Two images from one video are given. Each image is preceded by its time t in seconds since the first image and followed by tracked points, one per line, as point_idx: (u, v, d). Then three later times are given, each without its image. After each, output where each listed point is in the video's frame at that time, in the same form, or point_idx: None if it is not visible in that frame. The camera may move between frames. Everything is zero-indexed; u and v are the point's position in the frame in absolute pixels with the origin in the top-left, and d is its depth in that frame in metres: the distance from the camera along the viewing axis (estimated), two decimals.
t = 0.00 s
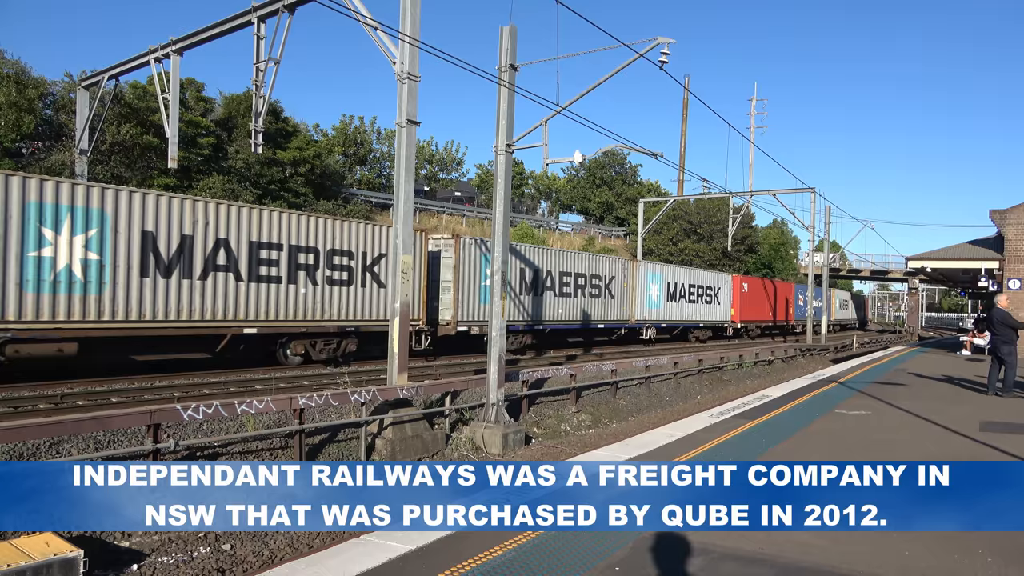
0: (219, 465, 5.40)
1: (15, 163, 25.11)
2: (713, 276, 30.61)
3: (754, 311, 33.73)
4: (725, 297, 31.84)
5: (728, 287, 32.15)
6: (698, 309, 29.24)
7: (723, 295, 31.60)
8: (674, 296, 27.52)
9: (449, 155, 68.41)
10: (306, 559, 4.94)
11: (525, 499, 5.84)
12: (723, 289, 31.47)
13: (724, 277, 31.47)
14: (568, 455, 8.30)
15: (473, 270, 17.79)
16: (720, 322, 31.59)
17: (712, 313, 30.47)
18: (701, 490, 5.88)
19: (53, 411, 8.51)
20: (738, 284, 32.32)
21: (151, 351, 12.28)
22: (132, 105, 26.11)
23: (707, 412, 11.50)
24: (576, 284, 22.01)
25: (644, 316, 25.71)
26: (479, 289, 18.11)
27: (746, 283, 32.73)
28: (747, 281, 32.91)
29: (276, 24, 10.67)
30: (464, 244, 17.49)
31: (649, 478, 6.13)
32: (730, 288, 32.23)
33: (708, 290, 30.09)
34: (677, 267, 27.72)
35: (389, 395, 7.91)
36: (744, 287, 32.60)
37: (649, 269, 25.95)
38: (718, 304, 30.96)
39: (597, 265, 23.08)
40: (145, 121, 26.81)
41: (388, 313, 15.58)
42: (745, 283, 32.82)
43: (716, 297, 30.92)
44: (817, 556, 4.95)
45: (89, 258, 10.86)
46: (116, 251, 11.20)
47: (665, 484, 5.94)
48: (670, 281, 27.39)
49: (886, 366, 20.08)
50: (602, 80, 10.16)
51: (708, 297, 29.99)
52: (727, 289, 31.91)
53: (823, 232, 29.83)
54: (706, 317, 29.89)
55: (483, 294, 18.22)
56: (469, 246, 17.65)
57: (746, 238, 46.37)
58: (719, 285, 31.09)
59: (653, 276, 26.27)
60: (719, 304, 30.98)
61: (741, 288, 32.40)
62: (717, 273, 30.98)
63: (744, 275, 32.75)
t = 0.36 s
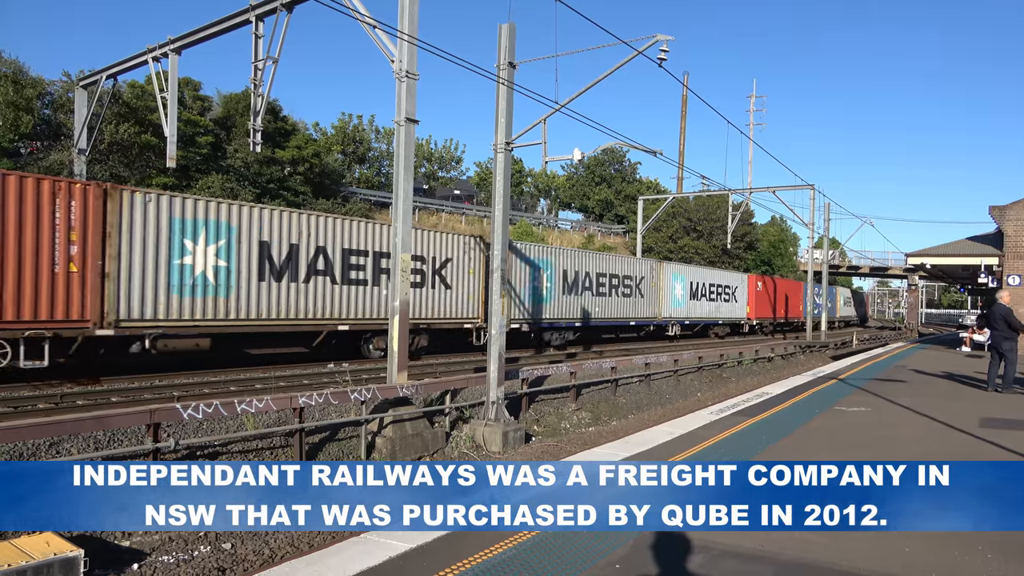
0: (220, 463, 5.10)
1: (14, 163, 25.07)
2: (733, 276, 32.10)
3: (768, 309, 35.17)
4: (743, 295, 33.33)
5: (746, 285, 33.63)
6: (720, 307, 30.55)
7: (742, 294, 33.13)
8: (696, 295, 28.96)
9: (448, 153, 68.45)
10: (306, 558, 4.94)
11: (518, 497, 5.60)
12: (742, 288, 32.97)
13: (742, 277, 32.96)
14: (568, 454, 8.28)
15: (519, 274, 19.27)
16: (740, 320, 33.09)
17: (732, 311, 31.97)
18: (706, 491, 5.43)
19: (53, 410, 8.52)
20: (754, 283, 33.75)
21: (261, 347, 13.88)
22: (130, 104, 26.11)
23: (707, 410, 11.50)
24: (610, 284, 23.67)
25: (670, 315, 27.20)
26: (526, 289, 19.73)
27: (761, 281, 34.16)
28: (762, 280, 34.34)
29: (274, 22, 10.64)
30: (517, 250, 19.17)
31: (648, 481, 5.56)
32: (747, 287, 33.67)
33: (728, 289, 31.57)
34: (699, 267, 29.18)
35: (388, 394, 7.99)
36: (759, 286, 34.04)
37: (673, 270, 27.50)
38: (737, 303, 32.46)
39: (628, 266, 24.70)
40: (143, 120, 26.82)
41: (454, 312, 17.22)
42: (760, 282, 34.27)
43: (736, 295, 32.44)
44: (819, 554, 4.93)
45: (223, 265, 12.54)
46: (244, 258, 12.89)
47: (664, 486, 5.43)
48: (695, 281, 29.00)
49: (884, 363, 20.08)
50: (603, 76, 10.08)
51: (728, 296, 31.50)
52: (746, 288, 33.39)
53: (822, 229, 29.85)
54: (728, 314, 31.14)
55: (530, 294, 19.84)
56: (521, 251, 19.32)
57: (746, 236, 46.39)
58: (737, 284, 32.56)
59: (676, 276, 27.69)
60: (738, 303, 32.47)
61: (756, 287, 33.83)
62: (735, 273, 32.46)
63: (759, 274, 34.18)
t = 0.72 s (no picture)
0: (220, 463, 5.10)
1: (11, 162, 25.02)
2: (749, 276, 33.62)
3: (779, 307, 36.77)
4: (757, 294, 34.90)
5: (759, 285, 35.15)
6: (736, 305, 32.03)
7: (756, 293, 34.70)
8: (713, 294, 30.42)
9: (447, 152, 68.45)
10: (304, 555, 4.96)
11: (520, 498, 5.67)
12: (756, 287, 34.53)
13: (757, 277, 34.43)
14: (567, 452, 8.30)
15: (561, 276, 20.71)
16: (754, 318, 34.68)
17: (748, 308, 33.59)
18: (707, 491, 5.48)
19: (51, 408, 8.53)
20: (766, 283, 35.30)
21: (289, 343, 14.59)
22: (128, 103, 26.11)
23: (706, 408, 11.51)
24: (640, 285, 25.29)
25: (691, 313, 28.74)
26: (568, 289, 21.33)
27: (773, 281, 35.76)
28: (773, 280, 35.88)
29: (272, 20, 10.62)
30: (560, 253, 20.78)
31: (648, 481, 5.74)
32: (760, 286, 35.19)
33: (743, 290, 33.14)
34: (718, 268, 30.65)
35: (389, 392, 7.91)
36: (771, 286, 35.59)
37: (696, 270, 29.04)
38: (751, 302, 34.08)
39: (655, 266, 26.26)
40: (141, 119, 26.81)
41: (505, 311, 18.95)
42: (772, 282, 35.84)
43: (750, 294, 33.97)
44: (816, 551, 4.96)
45: (320, 265, 14.19)
46: (336, 258, 14.53)
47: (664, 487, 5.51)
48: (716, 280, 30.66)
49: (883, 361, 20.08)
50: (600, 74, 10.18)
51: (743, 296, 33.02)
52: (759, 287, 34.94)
53: (820, 227, 29.86)
54: (743, 312, 32.63)
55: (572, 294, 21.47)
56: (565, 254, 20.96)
57: (744, 234, 46.39)
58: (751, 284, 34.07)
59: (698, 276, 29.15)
60: (752, 302, 34.07)
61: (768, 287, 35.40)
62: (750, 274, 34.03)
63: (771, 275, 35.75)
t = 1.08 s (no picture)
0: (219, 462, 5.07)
1: (8, 159, 24.93)
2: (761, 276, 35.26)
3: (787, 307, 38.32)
4: (768, 294, 36.55)
5: (769, 285, 36.76)
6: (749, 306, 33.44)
7: (767, 292, 36.42)
8: (729, 294, 32.09)
9: (445, 150, 68.46)
10: (302, 553, 4.96)
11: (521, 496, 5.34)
12: (767, 287, 36.19)
13: (768, 277, 36.04)
14: (564, 450, 8.29)
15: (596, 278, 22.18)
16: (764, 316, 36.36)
17: (759, 307, 35.28)
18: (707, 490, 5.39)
19: (48, 407, 8.51)
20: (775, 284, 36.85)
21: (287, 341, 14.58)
22: (126, 100, 26.07)
23: (703, 407, 11.51)
24: (663, 285, 26.95)
25: (709, 312, 30.46)
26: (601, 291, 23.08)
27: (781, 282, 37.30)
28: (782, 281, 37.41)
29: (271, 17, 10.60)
30: (594, 256, 22.47)
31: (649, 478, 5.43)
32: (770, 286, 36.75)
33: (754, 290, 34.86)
34: (733, 269, 32.28)
35: (387, 390, 7.93)
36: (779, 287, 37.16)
37: (712, 271, 30.70)
38: (763, 301, 35.79)
39: (677, 268, 27.89)
40: (139, 116, 26.78)
41: (547, 309, 20.79)
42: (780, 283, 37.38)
43: (762, 293, 35.63)
44: (813, 550, 4.97)
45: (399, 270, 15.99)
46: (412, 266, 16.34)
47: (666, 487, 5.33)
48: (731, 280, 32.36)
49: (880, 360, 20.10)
50: (599, 74, 10.30)
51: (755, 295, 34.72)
52: (770, 287, 36.61)
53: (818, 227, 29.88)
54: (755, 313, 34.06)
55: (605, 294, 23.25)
56: (598, 257, 22.65)
57: (742, 233, 46.46)
58: (764, 283, 35.70)
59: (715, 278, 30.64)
60: (763, 301, 35.79)
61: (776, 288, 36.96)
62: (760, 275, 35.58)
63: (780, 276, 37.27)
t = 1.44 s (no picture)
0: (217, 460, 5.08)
1: (6, 156, 24.84)
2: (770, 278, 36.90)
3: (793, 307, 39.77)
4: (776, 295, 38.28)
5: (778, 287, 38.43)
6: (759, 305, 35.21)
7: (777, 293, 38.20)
8: (742, 295, 33.78)
9: (443, 149, 68.47)
10: (298, 552, 4.96)
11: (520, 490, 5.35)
12: (777, 288, 37.88)
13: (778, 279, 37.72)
14: (561, 450, 8.29)
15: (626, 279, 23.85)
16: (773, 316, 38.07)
17: (769, 307, 37.01)
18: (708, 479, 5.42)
19: (44, 405, 8.49)
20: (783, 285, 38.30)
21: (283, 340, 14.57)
22: (123, 98, 26.03)
23: (700, 406, 11.53)
24: (684, 286, 28.50)
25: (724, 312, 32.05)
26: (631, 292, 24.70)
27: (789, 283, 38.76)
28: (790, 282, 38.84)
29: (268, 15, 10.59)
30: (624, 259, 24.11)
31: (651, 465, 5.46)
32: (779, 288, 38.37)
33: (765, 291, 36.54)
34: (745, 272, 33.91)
35: (384, 389, 7.93)
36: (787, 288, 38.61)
37: (728, 273, 32.31)
38: (773, 301, 37.49)
39: (697, 270, 29.52)
40: (136, 114, 26.75)
41: (582, 309, 22.45)
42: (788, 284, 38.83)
43: (772, 294, 37.33)
44: (809, 550, 4.98)
45: (459, 272, 17.77)
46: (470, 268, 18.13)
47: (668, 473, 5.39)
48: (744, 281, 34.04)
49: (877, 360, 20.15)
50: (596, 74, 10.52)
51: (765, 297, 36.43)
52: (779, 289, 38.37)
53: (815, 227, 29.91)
54: (765, 312, 35.88)
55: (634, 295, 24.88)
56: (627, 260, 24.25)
57: (739, 233, 46.52)
58: (774, 285, 37.42)
59: (731, 279, 32.20)
60: (773, 302, 37.50)
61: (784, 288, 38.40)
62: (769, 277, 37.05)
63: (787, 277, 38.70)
